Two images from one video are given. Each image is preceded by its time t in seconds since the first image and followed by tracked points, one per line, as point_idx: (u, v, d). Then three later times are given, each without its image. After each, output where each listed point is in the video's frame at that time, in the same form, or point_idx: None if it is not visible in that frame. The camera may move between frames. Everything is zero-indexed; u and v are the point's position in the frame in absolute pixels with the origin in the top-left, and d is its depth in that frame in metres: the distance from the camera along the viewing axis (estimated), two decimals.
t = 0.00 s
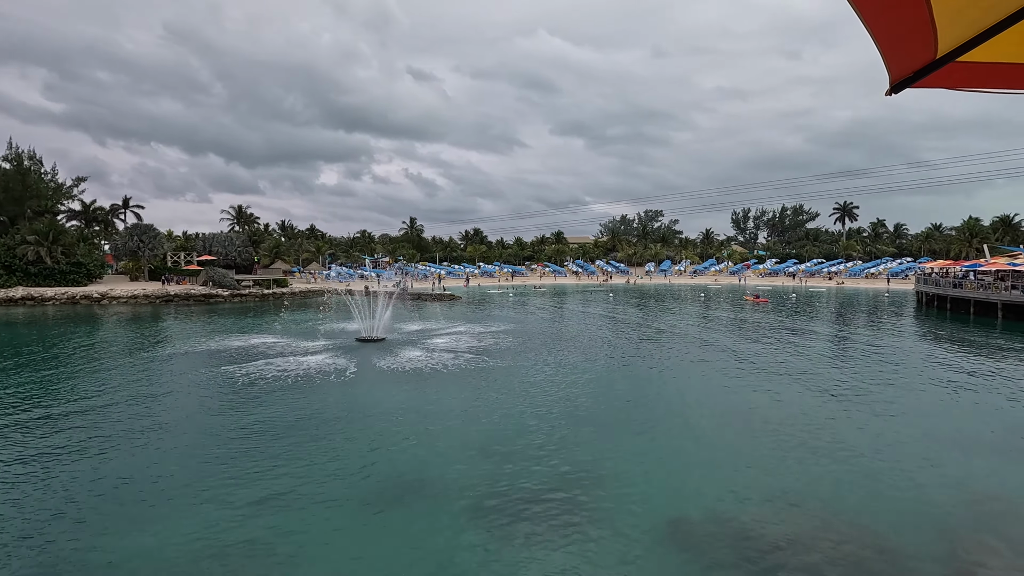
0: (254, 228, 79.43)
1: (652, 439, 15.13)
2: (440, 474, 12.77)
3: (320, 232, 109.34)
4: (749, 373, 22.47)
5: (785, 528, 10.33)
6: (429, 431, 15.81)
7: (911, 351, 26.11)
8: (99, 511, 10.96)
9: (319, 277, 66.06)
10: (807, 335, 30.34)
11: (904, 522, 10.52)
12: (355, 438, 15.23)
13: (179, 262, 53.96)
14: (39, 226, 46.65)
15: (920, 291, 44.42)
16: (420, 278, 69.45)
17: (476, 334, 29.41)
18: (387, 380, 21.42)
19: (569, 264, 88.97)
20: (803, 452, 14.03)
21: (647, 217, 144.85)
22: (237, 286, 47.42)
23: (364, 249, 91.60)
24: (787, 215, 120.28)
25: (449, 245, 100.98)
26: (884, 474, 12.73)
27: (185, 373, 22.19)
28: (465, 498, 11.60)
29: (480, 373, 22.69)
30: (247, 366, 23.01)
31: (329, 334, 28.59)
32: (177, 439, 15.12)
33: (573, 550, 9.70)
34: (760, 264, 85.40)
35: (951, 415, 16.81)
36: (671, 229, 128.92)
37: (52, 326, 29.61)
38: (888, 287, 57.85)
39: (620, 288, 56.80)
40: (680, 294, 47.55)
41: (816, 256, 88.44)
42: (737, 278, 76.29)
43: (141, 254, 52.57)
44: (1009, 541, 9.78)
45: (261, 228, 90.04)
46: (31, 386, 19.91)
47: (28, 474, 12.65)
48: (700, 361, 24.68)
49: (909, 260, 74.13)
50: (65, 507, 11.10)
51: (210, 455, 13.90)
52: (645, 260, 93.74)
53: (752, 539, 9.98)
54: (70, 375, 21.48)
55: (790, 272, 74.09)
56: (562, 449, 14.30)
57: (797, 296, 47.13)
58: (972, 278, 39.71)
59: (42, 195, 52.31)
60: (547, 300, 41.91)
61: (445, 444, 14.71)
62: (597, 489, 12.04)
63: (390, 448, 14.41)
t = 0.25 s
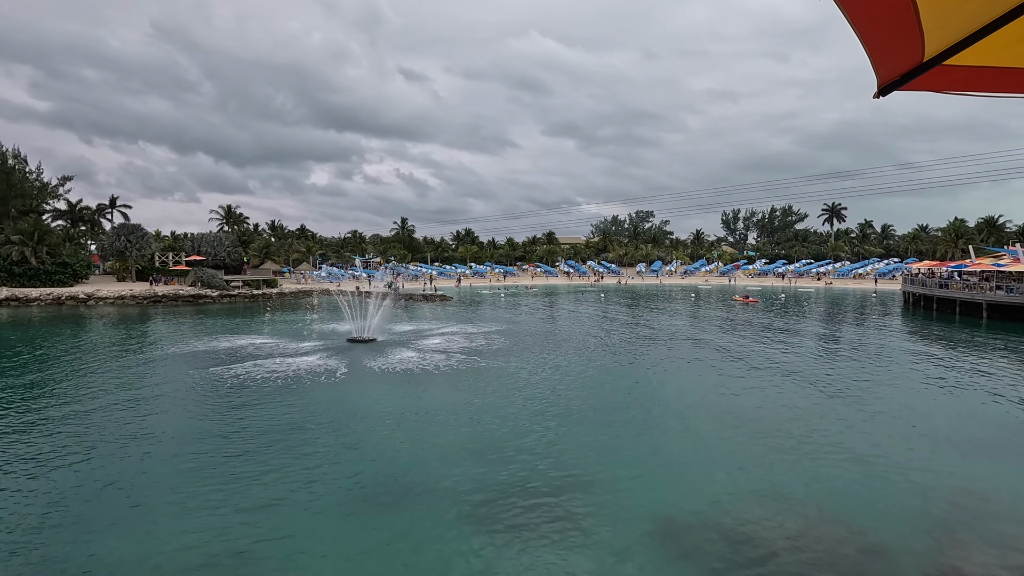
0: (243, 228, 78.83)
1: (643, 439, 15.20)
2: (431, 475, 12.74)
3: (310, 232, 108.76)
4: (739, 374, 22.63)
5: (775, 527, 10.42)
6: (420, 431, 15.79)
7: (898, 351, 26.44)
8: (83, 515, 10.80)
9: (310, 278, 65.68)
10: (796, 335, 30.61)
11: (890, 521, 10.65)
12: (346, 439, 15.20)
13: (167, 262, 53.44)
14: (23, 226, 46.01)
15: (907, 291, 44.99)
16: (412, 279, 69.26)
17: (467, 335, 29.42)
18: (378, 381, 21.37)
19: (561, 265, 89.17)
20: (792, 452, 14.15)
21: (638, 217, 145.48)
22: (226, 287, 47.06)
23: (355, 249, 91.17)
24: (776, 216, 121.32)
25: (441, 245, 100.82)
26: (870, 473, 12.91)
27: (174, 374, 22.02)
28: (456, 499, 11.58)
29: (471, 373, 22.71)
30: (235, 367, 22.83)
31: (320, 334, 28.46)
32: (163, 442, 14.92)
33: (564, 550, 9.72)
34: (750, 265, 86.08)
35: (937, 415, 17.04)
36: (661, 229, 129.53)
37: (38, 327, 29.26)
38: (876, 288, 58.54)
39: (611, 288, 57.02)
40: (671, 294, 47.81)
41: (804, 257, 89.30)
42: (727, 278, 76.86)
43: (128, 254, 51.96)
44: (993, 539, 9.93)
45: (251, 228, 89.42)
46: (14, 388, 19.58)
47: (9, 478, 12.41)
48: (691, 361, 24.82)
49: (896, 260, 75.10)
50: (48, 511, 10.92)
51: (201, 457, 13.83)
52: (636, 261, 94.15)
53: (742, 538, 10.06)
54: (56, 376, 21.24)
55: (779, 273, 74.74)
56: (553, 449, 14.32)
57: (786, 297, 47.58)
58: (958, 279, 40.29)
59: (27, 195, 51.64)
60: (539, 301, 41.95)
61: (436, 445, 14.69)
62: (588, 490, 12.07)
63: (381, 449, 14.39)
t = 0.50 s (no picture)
0: (239, 229, 78.60)
1: (639, 439, 15.24)
2: (429, 476, 12.73)
3: (307, 233, 108.56)
4: (735, 373, 22.74)
5: (773, 526, 10.45)
6: (417, 432, 15.77)
7: (891, 350, 26.63)
8: (74, 520, 10.66)
9: (306, 279, 65.56)
10: (792, 335, 30.75)
11: (886, 520, 10.69)
12: (342, 440, 15.16)
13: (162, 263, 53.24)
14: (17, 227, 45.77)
15: (902, 291, 45.24)
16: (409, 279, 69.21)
17: (464, 335, 29.41)
18: (374, 381, 21.34)
19: (557, 265, 89.30)
20: (788, 451, 14.21)
21: (635, 218, 145.79)
22: (222, 288, 46.93)
23: (351, 249, 91.03)
24: (772, 217, 121.80)
25: (437, 246, 100.80)
26: (866, 472, 12.95)
27: (169, 375, 21.92)
28: (455, 500, 11.57)
29: (468, 374, 22.70)
30: (230, 369, 22.74)
31: (316, 335, 28.40)
32: (156, 445, 14.77)
33: (563, 550, 9.72)
34: (745, 265, 86.37)
35: (931, 414, 17.15)
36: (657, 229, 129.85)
37: (32, 329, 29.10)
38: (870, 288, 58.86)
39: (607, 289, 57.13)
40: (667, 295, 47.92)
41: (800, 257, 89.67)
42: (724, 278, 77.06)
43: (123, 255, 51.73)
44: (988, 537, 9.99)
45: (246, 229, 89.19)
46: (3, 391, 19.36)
47: None
48: (687, 361, 24.93)
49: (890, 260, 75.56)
50: (36, 517, 10.74)
51: (196, 459, 13.77)
52: (633, 261, 94.38)
53: (739, 538, 10.08)
54: (50, 378, 21.12)
55: (775, 273, 75.05)
56: (550, 450, 14.32)
57: (782, 297, 47.74)
58: (952, 279, 40.54)
59: (20, 195, 51.39)
60: (536, 301, 42.01)
61: (434, 445, 14.66)
62: (585, 490, 12.07)
63: (378, 450, 14.36)
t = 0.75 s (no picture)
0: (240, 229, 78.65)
1: (640, 440, 15.23)
2: (428, 476, 12.72)
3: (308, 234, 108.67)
4: (735, 374, 22.75)
5: (771, 527, 10.44)
6: (417, 432, 15.77)
7: (892, 351, 26.61)
8: (72, 521, 10.62)
9: (307, 279, 65.62)
10: (793, 335, 30.76)
11: (886, 521, 10.67)
12: (342, 440, 15.17)
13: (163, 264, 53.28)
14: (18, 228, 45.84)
15: (903, 292, 45.21)
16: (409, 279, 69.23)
17: (464, 336, 29.41)
18: (374, 382, 21.35)
19: (558, 266, 89.31)
20: (788, 452, 14.19)
21: (635, 218, 145.78)
22: (222, 288, 46.97)
23: (352, 250, 91.05)
24: (773, 217, 121.74)
25: (438, 246, 100.84)
26: (866, 473, 12.93)
27: (170, 376, 21.94)
28: (453, 500, 11.56)
29: (468, 374, 22.70)
30: (230, 369, 22.75)
31: (316, 336, 28.41)
32: (155, 445, 14.75)
33: (561, 551, 9.71)
34: (746, 266, 86.31)
35: (931, 415, 17.15)
36: (658, 230, 129.83)
37: (32, 330, 29.14)
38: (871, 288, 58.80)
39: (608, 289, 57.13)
40: (668, 295, 47.91)
41: (801, 258, 89.58)
42: (725, 279, 76.98)
43: (124, 256, 51.79)
44: (988, 538, 9.96)
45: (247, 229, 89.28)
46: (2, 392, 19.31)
47: None
48: (687, 362, 24.94)
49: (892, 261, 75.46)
50: (33, 518, 10.70)
51: (197, 459, 13.78)
52: (633, 262, 94.40)
53: (738, 539, 10.06)
54: (50, 378, 21.13)
55: (776, 274, 75.01)
56: (551, 450, 14.32)
57: (782, 298, 47.67)
58: (954, 280, 40.49)
59: (22, 196, 51.47)
60: (537, 302, 42.03)
61: (433, 446, 14.66)
62: (585, 490, 12.07)
63: (378, 450, 14.37)
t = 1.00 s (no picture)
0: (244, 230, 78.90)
1: (644, 440, 15.21)
2: (432, 476, 12.73)
3: (311, 234, 108.92)
4: (739, 374, 22.71)
5: (777, 528, 10.39)
6: (420, 432, 15.76)
7: (897, 351, 26.54)
8: (77, 521, 10.62)
9: (311, 279, 65.79)
10: (798, 336, 30.63)
11: (892, 522, 10.61)
12: (346, 440, 15.19)
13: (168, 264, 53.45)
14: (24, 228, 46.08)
15: (908, 292, 45.00)
16: (413, 280, 69.32)
17: (467, 336, 29.39)
18: (378, 382, 21.37)
19: (561, 266, 89.23)
20: (793, 453, 14.15)
21: (639, 218, 145.54)
22: (227, 288, 47.12)
23: (355, 250, 91.13)
24: (777, 217, 121.42)
25: (442, 247, 100.94)
26: (873, 474, 12.85)
27: (175, 375, 22.05)
28: (458, 500, 11.56)
29: (472, 374, 22.70)
30: (235, 369, 22.81)
31: (320, 335, 28.47)
32: (159, 445, 14.77)
33: (565, 552, 9.69)
34: (750, 266, 86.05)
35: (936, 415, 17.09)
36: (662, 230, 129.62)
37: (38, 329, 29.32)
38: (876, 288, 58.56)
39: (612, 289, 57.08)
40: (672, 296, 47.83)
41: (805, 258, 89.27)
42: (728, 279, 76.71)
43: (129, 256, 52.04)
44: (996, 540, 9.90)
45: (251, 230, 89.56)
46: (8, 391, 19.40)
47: None
48: (691, 362, 24.92)
49: (896, 261, 74.88)
50: (39, 519, 10.70)
51: (202, 458, 13.87)
52: (637, 262, 94.27)
53: (744, 540, 10.02)
54: (56, 378, 21.26)
55: (780, 274, 74.80)
56: (554, 450, 14.31)
57: (786, 298, 47.47)
58: (959, 280, 40.32)
59: (28, 196, 51.79)
60: (540, 302, 42.03)
61: (436, 446, 14.66)
62: (589, 491, 12.04)
63: (381, 450, 14.38)
